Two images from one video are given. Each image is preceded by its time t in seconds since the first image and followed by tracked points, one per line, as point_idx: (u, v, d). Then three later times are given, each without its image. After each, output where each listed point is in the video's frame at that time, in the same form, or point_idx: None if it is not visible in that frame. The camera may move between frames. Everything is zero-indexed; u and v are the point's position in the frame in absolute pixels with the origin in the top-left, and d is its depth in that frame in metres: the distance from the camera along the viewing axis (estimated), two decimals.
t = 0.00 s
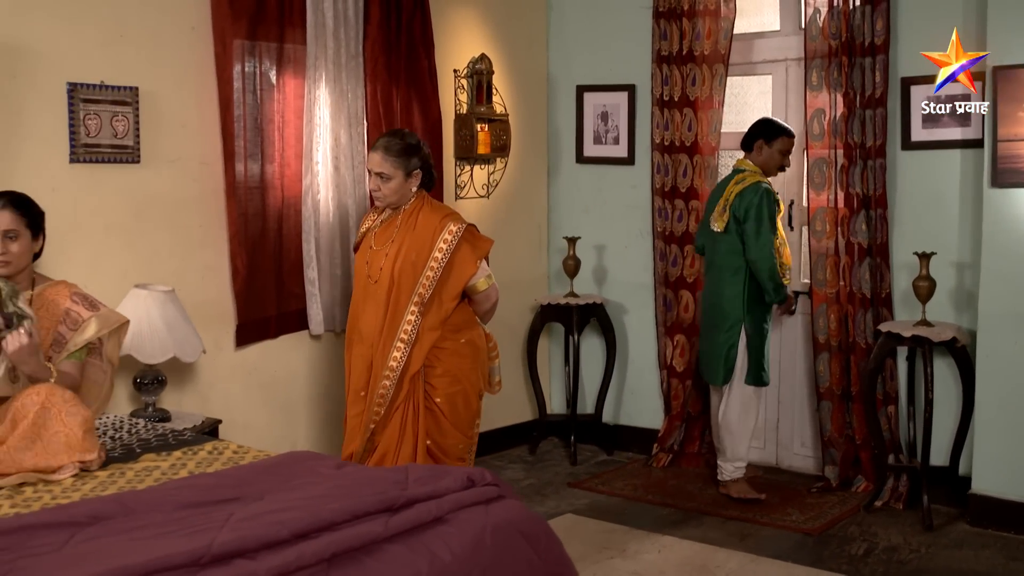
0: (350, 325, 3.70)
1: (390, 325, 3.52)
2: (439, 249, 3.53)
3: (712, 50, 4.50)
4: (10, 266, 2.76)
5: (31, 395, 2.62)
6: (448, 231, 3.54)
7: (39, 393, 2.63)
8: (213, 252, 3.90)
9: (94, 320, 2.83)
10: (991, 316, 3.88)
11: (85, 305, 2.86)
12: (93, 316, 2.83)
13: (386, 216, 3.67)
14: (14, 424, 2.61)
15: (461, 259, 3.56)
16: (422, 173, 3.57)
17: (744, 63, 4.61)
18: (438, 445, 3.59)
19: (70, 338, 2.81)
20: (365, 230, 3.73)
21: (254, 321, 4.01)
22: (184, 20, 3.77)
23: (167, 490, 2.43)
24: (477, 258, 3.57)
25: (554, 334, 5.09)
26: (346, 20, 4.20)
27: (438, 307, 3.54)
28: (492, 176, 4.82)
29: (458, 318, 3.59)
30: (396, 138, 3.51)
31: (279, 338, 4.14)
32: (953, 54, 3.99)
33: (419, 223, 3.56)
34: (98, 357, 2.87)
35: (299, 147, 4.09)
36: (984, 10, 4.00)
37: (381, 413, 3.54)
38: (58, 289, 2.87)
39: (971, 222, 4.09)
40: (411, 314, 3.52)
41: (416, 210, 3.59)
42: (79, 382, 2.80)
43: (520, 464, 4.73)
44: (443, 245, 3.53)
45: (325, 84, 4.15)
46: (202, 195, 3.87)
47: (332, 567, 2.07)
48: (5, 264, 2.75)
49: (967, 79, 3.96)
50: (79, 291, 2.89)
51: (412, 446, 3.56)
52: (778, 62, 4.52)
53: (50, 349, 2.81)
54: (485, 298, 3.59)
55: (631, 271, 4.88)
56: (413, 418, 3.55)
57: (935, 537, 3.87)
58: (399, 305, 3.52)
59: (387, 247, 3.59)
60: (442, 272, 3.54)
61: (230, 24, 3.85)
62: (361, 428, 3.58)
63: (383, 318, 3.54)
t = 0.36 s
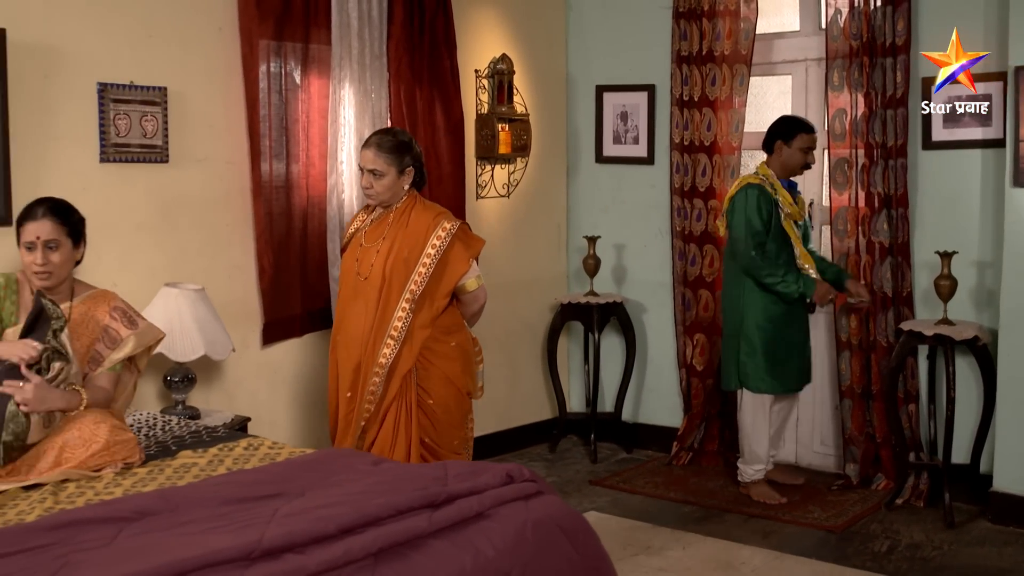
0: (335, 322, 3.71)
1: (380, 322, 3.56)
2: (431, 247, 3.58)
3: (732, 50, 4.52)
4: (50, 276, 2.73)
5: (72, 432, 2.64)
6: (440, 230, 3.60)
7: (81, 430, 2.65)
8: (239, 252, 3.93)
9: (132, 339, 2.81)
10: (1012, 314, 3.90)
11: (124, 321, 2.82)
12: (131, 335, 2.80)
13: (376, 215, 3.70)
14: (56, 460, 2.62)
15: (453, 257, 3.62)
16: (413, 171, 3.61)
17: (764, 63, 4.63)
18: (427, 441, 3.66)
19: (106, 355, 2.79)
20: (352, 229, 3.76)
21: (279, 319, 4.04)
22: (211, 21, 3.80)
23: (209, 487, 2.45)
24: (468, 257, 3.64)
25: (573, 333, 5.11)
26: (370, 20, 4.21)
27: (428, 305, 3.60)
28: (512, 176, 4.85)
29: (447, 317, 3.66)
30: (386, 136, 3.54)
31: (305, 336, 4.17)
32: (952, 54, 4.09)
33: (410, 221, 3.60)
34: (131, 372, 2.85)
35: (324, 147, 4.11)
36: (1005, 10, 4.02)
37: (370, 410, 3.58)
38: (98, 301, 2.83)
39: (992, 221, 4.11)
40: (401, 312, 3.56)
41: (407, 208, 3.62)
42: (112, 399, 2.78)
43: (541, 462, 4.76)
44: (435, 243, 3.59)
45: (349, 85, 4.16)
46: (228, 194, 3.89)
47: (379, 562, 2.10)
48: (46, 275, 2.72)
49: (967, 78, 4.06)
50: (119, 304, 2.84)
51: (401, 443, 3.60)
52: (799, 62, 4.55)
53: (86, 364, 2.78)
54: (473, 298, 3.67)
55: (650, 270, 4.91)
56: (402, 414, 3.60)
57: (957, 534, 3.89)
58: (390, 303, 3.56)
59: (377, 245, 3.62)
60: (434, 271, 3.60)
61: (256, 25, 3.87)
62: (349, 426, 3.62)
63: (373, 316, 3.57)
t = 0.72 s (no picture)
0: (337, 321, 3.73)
1: (386, 319, 3.60)
2: (437, 243, 3.63)
3: (753, 50, 4.54)
4: (87, 274, 2.78)
5: (107, 431, 2.66)
6: (445, 225, 3.64)
7: (116, 428, 2.67)
8: (267, 251, 3.97)
9: (165, 332, 2.84)
10: None
11: (156, 314, 2.85)
12: (164, 328, 2.83)
13: (375, 213, 3.71)
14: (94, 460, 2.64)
15: (458, 253, 3.66)
16: (412, 168, 3.63)
17: (785, 64, 4.66)
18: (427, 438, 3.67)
19: (140, 348, 2.82)
20: (351, 228, 3.77)
21: (307, 318, 4.06)
22: (239, 22, 3.82)
23: (251, 483, 2.48)
24: (473, 252, 3.69)
25: (594, 332, 5.14)
26: (395, 21, 4.24)
27: (434, 301, 3.65)
28: (533, 176, 4.87)
29: (451, 314, 3.71)
30: (386, 134, 3.55)
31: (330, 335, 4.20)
32: (953, 54, 4.19)
33: (414, 217, 3.63)
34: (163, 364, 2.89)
35: (349, 147, 4.13)
36: None
37: (375, 407, 3.61)
38: (131, 296, 2.86)
39: (1014, 221, 4.14)
40: (407, 309, 3.61)
41: (408, 206, 3.65)
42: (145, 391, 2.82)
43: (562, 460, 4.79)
44: (440, 239, 3.63)
45: (374, 85, 4.18)
46: (256, 193, 3.92)
47: (424, 556, 2.12)
48: (83, 271, 2.77)
49: (967, 78, 4.17)
50: (152, 297, 2.88)
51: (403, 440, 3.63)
52: (820, 62, 4.57)
53: (120, 357, 2.83)
54: (476, 293, 3.72)
55: (671, 269, 4.93)
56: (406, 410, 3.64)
57: (980, 532, 3.91)
58: (396, 300, 3.60)
59: (380, 242, 3.64)
60: (439, 267, 3.64)
61: (283, 26, 3.89)
62: (353, 423, 3.65)
63: (378, 313, 3.60)
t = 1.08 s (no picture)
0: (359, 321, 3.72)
1: (408, 319, 3.58)
2: (459, 242, 3.61)
3: (780, 51, 4.56)
4: (139, 264, 2.90)
5: (157, 394, 2.74)
6: (468, 224, 3.63)
7: (166, 392, 2.74)
8: (298, 249, 4.00)
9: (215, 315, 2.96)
10: None
11: (206, 300, 2.99)
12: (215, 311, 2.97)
13: (396, 213, 3.68)
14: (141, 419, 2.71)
15: (481, 252, 3.64)
16: (433, 168, 3.60)
17: (811, 64, 4.67)
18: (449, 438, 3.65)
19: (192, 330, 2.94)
20: (370, 228, 3.75)
21: (339, 317, 4.09)
22: (272, 23, 3.85)
23: (296, 479, 2.50)
24: (496, 251, 3.66)
25: (619, 332, 5.16)
26: (425, 21, 4.26)
27: (456, 301, 3.62)
28: (560, 175, 4.90)
29: (474, 313, 3.68)
30: (405, 134, 3.52)
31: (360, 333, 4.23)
32: (953, 54, 4.22)
33: (435, 216, 3.61)
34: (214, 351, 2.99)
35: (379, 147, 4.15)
36: None
37: (399, 407, 3.60)
38: (180, 284, 2.98)
39: None
40: (430, 309, 3.59)
41: (429, 206, 3.63)
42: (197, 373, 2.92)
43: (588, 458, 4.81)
44: (462, 238, 3.61)
45: (403, 85, 4.20)
46: (288, 193, 3.95)
47: (472, 552, 2.14)
48: (134, 263, 2.89)
49: (967, 78, 4.22)
50: (201, 286, 3.02)
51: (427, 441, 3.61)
52: (846, 62, 4.58)
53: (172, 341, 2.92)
54: (499, 292, 3.69)
55: (697, 268, 4.95)
56: (429, 411, 3.62)
57: (1009, 531, 3.92)
58: (419, 300, 3.59)
59: (402, 242, 3.62)
60: (461, 266, 3.62)
61: (315, 26, 3.91)
62: (377, 423, 3.64)
63: (400, 313, 3.58)
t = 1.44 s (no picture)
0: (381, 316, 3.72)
1: (421, 317, 3.55)
2: (477, 242, 3.55)
3: (803, 51, 4.57)
4: (173, 269, 2.92)
5: (209, 388, 2.84)
6: (487, 226, 3.56)
7: (218, 388, 2.84)
8: (325, 249, 4.02)
9: (250, 319, 3.00)
10: None
11: (242, 303, 3.03)
12: (249, 315, 3.00)
13: (421, 211, 3.67)
14: (193, 412, 2.81)
15: (500, 255, 3.57)
16: (461, 168, 3.59)
17: (834, 64, 4.68)
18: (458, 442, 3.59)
19: (229, 335, 3.00)
20: (397, 225, 3.73)
21: (365, 316, 4.12)
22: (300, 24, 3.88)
23: (335, 476, 2.53)
24: (515, 255, 3.58)
25: (640, 331, 5.18)
26: (450, 22, 4.28)
27: (471, 302, 3.56)
28: (582, 175, 4.91)
29: (491, 317, 3.61)
30: (434, 132, 3.52)
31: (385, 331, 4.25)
32: (953, 54, 4.25)
33: (456, 216, 3.57)
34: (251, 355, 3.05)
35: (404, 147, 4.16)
36: None
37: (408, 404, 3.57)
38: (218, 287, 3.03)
39: None
40: (443, 308, 3.54)
41: (452, 205, 3.60)
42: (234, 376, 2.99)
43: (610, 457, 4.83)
44: (480, 239, 3.55)
45: (428, 85, 4.22)
46: (315, 193, 3.98)
47: (514, 547, 2.16)
48: (169, 267, 2.91)
49: (967, 78, 4.24)
50: (237, 288, 3.06)
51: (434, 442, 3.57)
52: (868, 62, 4.59)
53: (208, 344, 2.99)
54: (519, 297, 3.61)
55: (718, 268, 4.97)
56: (439, 413, 3.57)
57: None
58: (433, 298, 3.55)
59: (421, 239, 3.60)
60: (478, 268, 3.55)
61: (342, 26, 3.93)
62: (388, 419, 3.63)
63: (414, 310, 3.56)
